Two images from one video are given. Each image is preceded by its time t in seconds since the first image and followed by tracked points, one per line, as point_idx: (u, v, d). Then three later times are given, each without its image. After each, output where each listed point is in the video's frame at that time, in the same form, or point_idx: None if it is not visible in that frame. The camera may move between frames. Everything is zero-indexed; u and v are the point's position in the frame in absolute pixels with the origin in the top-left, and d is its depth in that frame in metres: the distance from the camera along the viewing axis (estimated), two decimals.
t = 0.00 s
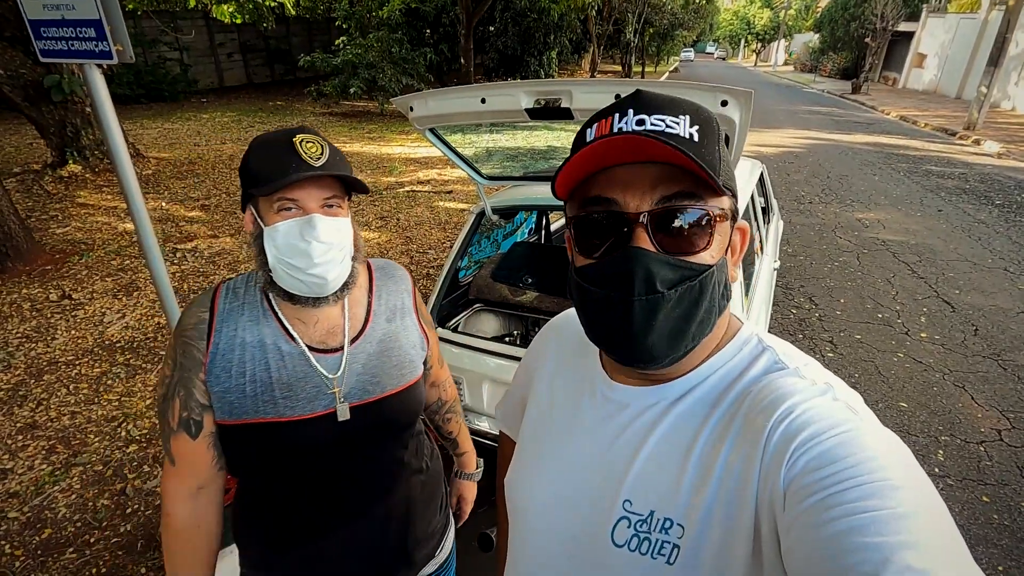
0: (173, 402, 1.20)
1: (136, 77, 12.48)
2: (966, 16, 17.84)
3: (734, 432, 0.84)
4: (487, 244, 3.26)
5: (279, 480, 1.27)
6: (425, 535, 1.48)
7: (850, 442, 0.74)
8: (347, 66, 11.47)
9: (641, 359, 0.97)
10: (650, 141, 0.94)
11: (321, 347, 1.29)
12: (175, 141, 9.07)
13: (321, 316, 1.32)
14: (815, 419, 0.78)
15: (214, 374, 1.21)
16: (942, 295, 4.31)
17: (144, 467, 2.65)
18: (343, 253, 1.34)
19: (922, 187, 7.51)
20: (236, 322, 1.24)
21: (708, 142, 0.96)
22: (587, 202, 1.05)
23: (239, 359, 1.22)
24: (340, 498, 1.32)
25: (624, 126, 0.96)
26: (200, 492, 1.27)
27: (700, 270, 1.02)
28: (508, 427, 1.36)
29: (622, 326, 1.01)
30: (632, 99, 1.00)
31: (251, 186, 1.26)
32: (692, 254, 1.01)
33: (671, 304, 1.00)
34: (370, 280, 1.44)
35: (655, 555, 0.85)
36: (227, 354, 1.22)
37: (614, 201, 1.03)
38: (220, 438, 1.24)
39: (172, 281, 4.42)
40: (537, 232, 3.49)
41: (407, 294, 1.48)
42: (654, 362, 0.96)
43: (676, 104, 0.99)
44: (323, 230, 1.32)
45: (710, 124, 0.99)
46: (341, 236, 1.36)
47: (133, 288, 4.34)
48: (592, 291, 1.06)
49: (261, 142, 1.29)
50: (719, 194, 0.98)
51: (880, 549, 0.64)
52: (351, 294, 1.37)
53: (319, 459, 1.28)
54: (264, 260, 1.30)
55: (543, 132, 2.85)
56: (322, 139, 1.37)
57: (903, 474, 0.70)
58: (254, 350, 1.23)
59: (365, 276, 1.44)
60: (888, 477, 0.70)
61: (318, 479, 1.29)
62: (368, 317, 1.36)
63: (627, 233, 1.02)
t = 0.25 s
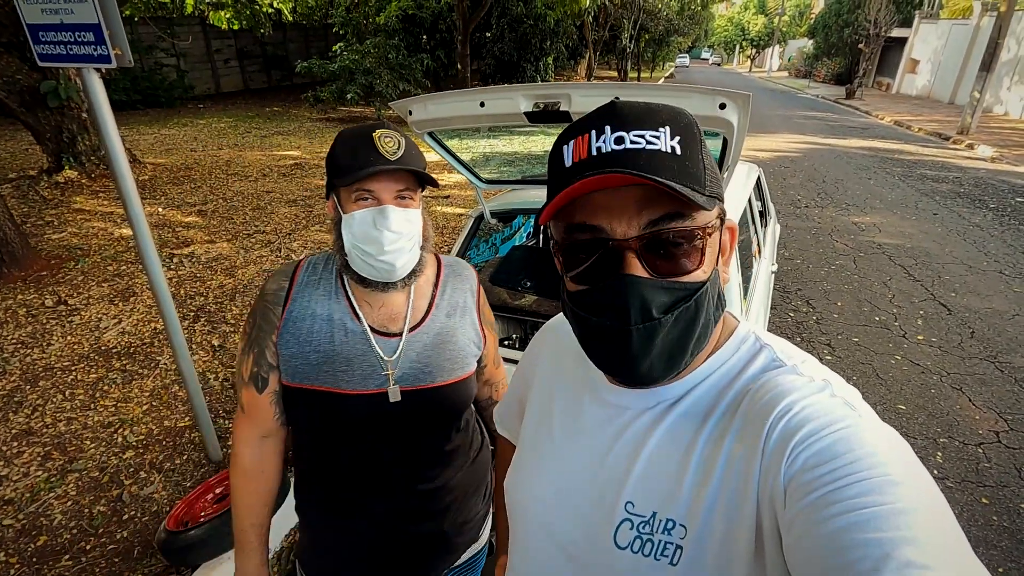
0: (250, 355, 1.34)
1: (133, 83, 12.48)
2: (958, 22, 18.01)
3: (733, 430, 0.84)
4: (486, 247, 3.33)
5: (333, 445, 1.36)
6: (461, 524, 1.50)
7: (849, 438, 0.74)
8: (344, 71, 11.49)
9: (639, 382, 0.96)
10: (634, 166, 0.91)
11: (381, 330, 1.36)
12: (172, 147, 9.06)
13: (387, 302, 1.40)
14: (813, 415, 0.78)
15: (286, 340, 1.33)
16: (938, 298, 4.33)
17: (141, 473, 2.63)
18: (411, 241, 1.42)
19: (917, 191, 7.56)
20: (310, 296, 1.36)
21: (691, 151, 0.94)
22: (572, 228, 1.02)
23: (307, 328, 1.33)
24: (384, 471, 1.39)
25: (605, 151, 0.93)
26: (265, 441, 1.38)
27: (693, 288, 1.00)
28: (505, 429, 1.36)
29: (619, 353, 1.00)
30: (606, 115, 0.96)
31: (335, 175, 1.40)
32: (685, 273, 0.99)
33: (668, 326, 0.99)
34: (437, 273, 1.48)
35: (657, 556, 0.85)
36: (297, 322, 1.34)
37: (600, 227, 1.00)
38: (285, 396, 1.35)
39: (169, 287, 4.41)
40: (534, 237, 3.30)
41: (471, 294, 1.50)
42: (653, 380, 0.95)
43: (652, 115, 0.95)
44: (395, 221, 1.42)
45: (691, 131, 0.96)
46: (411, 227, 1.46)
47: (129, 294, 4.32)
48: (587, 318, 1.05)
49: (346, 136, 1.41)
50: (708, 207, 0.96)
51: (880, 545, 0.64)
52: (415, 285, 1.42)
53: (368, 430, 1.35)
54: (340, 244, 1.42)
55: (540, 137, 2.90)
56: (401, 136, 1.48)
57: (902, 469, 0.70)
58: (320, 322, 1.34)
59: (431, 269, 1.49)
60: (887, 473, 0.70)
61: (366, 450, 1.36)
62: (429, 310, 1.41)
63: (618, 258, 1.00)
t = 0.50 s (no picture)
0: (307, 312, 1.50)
1: (142, 79, 12.54)
2: (971, 19, 17.79)
3: (740, 427, 0.84)
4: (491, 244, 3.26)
5: (368, 409, 1.45)
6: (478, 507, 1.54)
7: (857, 435, 0.74)
8: (351, 68, 11.49)
9: (645, 368, 0.96)
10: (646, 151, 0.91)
11: (420, 307, 1.44)
12: (180, 143, 9.11)
13: (429, 282, 1.47)
14: (820, 413, 0.78)
15: (336, 305, 1.46)
16: (948, 297, 4.29)
17: (151, 465, 2.66)
18: (454, 223, 1.46)
19: (927, 190, 7.49)
20: (360, 267, 1.48)
21: (704, 140, 0.94)
22: (582, 213, 1.03)
23: (353, 297, 1.45)
24: (409, 445, 1.45)
25: (617, 136, 0.93)
26: (314, 392, 1.52)
27: (702, 275, 1.00)
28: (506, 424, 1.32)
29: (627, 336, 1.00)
30: (620, 102, 0.96)
31: (388, 153, 1.48)
32: (692, 261, 1.00)
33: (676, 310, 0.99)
34: (482, 259, 1.53)
35: (663, 552, 0.85)
36: (346, 292, 1.46)
37: (610, 212, 1.01)
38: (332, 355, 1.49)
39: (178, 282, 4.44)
40: (541, 232, 3.44)
41: (515, 283, 1.53)
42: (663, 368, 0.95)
43: (666, 104, 0.95)
44: (440, 200, 1.47)
45: (705, 120, 0.95)
46: (456, 207, 1.50)
47: (138, 288, 4.36)
48: (594, 302, 1.05)
49: (399, 116, 1.48)
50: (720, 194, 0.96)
51: (890, 542, 0.64)
52: (458, 268, 1.48)
53: (398, 401, 1.42)
54: (387, 220, 1.48)
55: (547, 134, 2.91)
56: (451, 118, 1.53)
57: (910, 466, 0.70)
58: (366, 293, 1.45)
59: (477, 254, 1.54)
60: (896, 470, 0.70)
61: (395, 419, 1.43)
62: (468, 293, 1.47)
63: (626, 244, 1.01)
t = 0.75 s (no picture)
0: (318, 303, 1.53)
1: (151, 79, 12.63)
2: (981, 19, 17.65)
3: (742, 431, 0.83)
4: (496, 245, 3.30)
5: (373, 401, 1.47)
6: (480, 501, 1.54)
7: (860, 439, 0.73)
8: (358, 69, 11.52)
9: (607, 356, 1.01)
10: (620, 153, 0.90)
11: (426, 302, 1.46)
12: (189, 143, 9.18)
13: (435, 278, 1.49)
14: (823, 417, 0.77)
15: (344, 298, 1.48)
16: (956, 300, 4.26)
17: (158, 462, 2.68)
18: (462, 221, 1.47)
19: (936, 191, 7.43)
20: (367, 261, 1.50)
21: (692, 144, 0.89)
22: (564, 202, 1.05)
23: (361, 291, 1.47)
24: (411, 437, 1.46)
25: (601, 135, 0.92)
26: (327, 378, 1.56)
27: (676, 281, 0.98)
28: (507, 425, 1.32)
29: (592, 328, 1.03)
30: (616, 100, 0.95)
31: (400, 153, 1.50)
32: (662, 264, 0.97)
33: (638, 308, 1.00)
34: (489, 257, 1.53)
35: (665, 553, 0.86)
36: (354, 285, 1.48)
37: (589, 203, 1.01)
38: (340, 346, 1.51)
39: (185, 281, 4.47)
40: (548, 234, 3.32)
41: (519, 282, 1.53)
42: (628, 363, 0.97)
43: (661, 101, 0.91)
44: (449, 199, 1.48)
45: (700, 121, 0.90)
46: (464, 205, 1.50)
47: (147, 287, 4.40)
48: (566, 290, 1.08)
49: (411, 117, 1.49)
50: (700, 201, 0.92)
51: (892, 546, 0.63)
52: (465, 265, 1.49)
53: (401, 394, 1.43)
54: (397, 217, 1.50)
55: (552, 135, 2.92)
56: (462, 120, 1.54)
57: (913, 470, 0.69)
58: (374, 287, 1.47)
59: (484, 253, 1.54)
60: (899, 473, 0.69)
61: (398, 412, 1.44)
62: (474, 289, 1.47)
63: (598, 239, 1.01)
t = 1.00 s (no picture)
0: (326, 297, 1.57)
1: (168, 79, 12.80)
2: (1002, 18, 17.35)
3: (746, 438, 0.83)
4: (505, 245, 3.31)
5: (376, 395, 1.48)
6: (478, 502, 1.54)
7: (869, 454, 0.71)
8: (371, 69, 11.56)
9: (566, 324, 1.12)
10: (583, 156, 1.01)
11: (426, 300, 1.47)
12: (204, 142, 9.29)
13: (437, 276, 1.50)
14: (831, 430, 0.75)
15: (351, 293, 1.50)
16: (972, 304, 4.20)
17: (171, 456, 2.73)
18: (460, 219, 1.47)
19: (953, 193, 7.33)
20: (375, 258, 1.53)
21: (631, 144, 0.90)
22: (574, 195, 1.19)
23: (366, 287, 1.49)
24: (412, 433, 1.47)
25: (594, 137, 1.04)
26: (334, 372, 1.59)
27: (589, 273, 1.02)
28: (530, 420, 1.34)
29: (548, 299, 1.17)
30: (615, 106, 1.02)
31: (400, 152, 1.51)
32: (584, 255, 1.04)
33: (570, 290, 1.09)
34: (491, 257, 1.54)
35: (656, 548, 0.87)
36: (360, 281, 1.50)
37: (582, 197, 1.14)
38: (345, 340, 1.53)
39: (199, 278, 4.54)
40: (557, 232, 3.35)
41: (522, 284, 1.54)
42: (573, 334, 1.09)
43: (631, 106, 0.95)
44: (447, 196, 1.48)
45: (649, 123, 0.89)
46: (463, 204, 1.50)
47: (162, 284, 4.46)
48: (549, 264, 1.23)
49: (412, 117, 1.52)
50: (610, 195, 0.95)
51: (895, 566, 0.61)
52: (466, 265, 1.50)
53: (403, 389, 1.45)
54: (398, 216, 1.51)
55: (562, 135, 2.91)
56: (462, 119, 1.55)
57: (924, 495, 0.67)
58: (379, 283, 1.49)
59: (487, 253, 1.55)
60: (907, 493, 0.66)
61: (400, 406, 1.46)
62: (475, 289, 1.48)
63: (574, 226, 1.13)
